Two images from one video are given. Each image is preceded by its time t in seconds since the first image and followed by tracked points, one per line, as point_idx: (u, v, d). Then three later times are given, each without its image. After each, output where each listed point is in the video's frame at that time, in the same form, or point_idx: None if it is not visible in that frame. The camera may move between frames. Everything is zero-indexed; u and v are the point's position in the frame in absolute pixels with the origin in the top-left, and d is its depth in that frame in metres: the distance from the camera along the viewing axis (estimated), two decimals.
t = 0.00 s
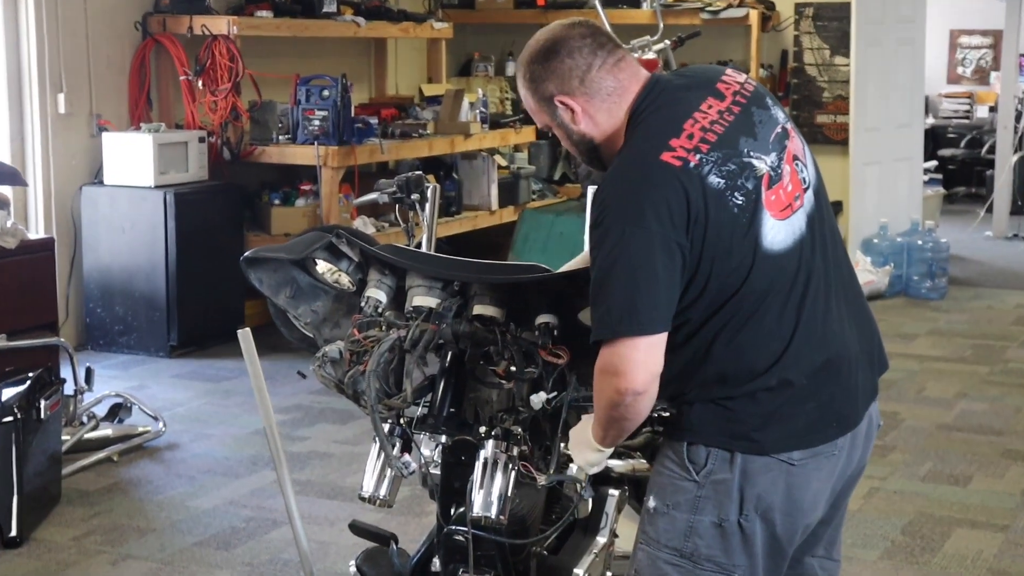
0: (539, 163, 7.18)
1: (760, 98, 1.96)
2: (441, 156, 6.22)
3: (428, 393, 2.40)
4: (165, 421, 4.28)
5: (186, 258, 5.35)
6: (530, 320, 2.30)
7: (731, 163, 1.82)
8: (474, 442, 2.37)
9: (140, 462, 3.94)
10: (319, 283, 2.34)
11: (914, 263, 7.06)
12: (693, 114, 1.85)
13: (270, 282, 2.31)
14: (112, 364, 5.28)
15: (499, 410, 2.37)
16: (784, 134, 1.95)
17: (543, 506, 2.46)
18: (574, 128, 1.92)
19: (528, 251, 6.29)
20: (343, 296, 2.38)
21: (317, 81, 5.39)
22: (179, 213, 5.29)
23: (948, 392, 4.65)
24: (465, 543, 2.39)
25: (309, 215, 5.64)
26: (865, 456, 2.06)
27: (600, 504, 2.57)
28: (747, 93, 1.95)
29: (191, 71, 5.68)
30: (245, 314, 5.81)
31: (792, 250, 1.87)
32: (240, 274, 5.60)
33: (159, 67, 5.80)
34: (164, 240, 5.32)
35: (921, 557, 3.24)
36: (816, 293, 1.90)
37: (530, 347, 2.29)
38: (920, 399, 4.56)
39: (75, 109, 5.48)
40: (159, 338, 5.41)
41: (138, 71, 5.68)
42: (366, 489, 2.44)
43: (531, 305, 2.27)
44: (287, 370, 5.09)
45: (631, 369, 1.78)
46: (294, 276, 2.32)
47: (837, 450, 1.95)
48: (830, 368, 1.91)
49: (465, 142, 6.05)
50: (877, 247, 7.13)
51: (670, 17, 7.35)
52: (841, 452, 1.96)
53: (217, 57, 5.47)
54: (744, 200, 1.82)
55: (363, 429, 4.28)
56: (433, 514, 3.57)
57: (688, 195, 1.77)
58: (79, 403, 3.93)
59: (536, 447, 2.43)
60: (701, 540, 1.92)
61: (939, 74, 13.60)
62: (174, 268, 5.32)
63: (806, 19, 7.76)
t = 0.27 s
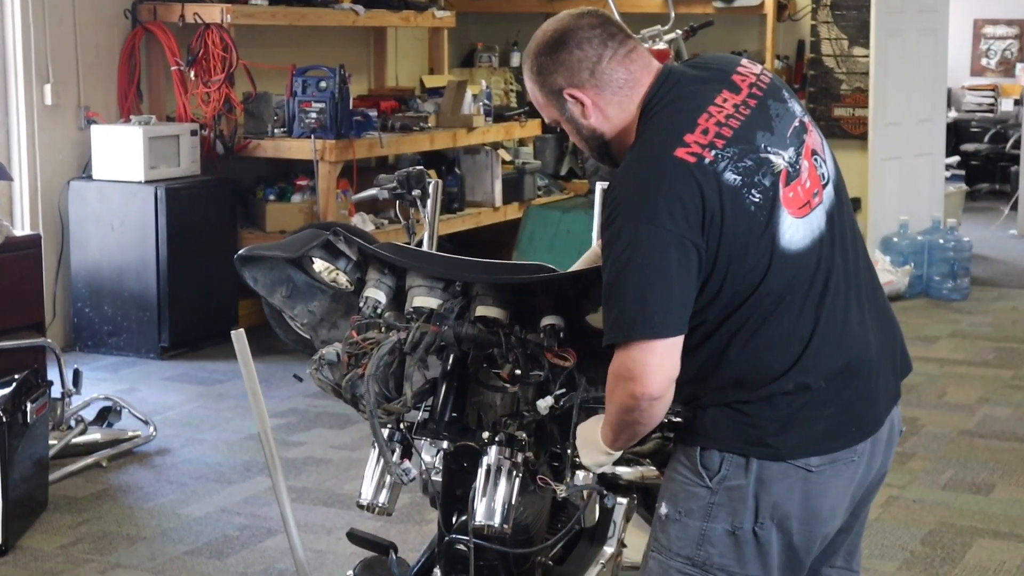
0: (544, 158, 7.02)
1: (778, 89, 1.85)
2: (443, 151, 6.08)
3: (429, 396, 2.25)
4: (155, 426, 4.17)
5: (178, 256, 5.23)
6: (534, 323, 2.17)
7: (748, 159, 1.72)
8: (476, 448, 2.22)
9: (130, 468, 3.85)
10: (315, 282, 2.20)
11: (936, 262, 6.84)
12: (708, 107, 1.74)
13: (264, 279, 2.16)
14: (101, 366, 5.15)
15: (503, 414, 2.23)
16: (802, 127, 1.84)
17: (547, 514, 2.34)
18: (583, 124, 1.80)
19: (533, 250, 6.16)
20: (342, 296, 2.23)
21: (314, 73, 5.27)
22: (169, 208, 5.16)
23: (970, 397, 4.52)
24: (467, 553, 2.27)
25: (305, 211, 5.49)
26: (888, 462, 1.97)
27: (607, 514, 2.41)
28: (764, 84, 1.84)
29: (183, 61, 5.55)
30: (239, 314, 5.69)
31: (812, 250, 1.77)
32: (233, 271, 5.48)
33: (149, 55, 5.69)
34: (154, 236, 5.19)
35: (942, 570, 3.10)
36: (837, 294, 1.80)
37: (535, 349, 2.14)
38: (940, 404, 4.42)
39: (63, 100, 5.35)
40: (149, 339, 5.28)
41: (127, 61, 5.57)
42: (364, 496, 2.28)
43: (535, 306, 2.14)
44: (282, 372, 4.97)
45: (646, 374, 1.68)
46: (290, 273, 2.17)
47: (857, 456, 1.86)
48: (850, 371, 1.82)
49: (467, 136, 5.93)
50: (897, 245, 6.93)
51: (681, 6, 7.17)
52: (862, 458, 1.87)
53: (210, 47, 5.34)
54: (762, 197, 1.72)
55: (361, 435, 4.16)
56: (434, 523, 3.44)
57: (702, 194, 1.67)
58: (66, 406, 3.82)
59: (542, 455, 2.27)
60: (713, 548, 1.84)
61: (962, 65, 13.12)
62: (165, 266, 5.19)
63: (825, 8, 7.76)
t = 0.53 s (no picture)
0: (548, 154, 6.91)
1: (793, 84, 1.76)
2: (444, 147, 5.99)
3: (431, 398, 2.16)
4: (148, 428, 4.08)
5: (172, 255, 5.14)
6: (543, 326, 2.10)
7: (768, 159, 1.62)
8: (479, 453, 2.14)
9: (121, 471, 3.76)
10: (316, 274, 2.09)
11: (950, 262, 6.75)
12: (726, 103, 1.65)
13: (263, 268, 2.06)
14: (91, 367, 5.06)
15: (506, 417, 2.14)
16: (820, 123, 1.75)
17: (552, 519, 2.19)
18: (594, 122, 1.69)
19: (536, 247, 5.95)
20: (342, 291, 2.12)
21: (312, 66, 5.18)
22: (163, 205, 5.07)
23: (986, 401, 4.42)
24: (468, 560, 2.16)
25: (302, 208, 5.38)
26: (905, 464, 1.87)
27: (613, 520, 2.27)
28: (779, 79, 1.74)
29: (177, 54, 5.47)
30: (234, 314, 5.59)
31: (833, 254, 1.69)
32: (228, 271, 5.39)
33: (142, 47, 5.60)
34: (147, 234, 5.10)
35: None
36: (857, 296, 1.72)
37: (542, 353, 2.08)
38: (955, 408, 4.33)
39: (53, 93, 5.27)
40: (142, 340, 5.18)
41: (120, 54, 5.48)
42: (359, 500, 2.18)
43: (543, 311, 2.07)
44: (278, 373, 4.88)
45: (671, 380, 1.58)
46: (290, 265, 2.07)
47: (874, 459, 1.77)
48: (869, 375, 1.73)
49: (468, 131, 5.84)
50: (910, 245, 6.82)
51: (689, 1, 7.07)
52: (879, 462, 1.78)
53: (205, 39, 5.24)
54: (783, 199, 1.63)
55: (359, 438, 4.06)
56: (434, 529, 3.34)
57: (722, 196, 1.58)
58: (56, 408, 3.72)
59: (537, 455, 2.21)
60: (723, 553, 1.76)
61: (979, 60, 12.65)
62: (157, 265, 5.09)
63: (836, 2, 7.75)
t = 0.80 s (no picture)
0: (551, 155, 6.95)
1: (797, 86, 1.73)
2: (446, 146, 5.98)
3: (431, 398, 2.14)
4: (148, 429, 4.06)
5: (172, 254, 5.12)
6: (542, 323, 2.09)
7: (773, 165, 1.61)
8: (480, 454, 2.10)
9: (121, 472, 3.75)
10: (314, 279, 2.07)
11: (955, 262, 6.69)
12: (729, 107, 1.63)
13: (261, 276, 2.05)
14: (91, 367, 5.05)
15: (508, 417, 2.12)
16: (823, 124, 1.73)
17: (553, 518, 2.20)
18: (600, 131, 1.67)
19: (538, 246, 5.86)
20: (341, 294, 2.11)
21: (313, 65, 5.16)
22: (163, 204, 5.05)
23: (991, 402, 4.41)
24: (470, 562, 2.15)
25: (303, 208, 5.38)
26: (908, 464, 1.86)
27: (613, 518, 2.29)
28: (782, 82, 1.72)
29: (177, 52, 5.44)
30: (235, 314, 5.57)
31: (838, 259, 1.67)
32: (229, 270, 5.37)
33: (142, 46, 5.58)
34: (147, 234, 5.08)
35: None
36: (863, 300, 1.70)
37: (541, 349, 2.08)
38: (960, 408, 4.32)
39: (53, 92, 5.25)
40: (142, 340, 5.17)
41: (120, 52, 5.46)
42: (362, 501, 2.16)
43: (541, 308, 2.06)
44: (280, 374, 4.87)
45: (677, 387, 1.57)
46: (288, 270, 2.06)
47: (877, 461, 1.75)
48: (874, 379, 1.71)
49: (470, 131, 5.81)
50: (915, 244, 6.83)
51: None
52: (882, 463, 1.76)
53: (205, 37, 5.22)
54: (788, 206, 1.61)
55: (360, 439, 4.05)
56: (434, 530, 3.33)
57: (728, 204, 1.56)
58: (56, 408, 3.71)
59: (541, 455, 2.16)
60: (727, 555, 1.75)
61: (983, 58, 12.58)
62: (158, 265, 5.08)
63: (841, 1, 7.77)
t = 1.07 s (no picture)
0: (566, 157, 6.96)
1: (816, 92, 1.72)
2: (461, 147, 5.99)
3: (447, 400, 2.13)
4: (164, 430, 4.08)
5: (187, 255, 5.13)
6: (556, 324, 2.06)
7: (795, 176, 1.60)
8: (495, 454, 2.08)
9: (137, 472, 3.76)
10: (329, 283, 2.08)
11: (972, 266, 6.71)
12: (750, 117, 1.62)
13: (278, 281, 2.05)
14: (108, 367, 5.07)
15: (522, 419, 2.13)
16: (844, 131, 1.71)
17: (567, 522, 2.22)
18: (621, 140, 1.66)
19: (554, 249, 5.89)
20: (355, 296, 2.11)
21: (329, 66, 5.17)
22: (179, 205, 5.07)
23: (1007, 405, 4.39)
24: (485, 563, 2.14)
25: (318, 209, 5.39)
26: (926, 470, 1.85)
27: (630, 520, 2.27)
28: (802, 88, 1.71)
29: (194, 54, 5.45)
30: (250, 315, 5.58)
31: (859, 269, 1.66)
32: (244, 271, 5.38)
33: (159, 48, 5.59)
34: (163, 235, 5.10)
35: None
36: (883, 310, 1.70)
37: (554, 346, 2.05)
38: (976, 412, 4.30)
39: (70, 94, 5.26)
40: (158, 341, 5.18)
41: (137, 52, 5.48)
42: (378, 502, 2.15)
43: (554, 307, 2.03)
44: (294, 375, 4.87)
45: (700, 398, 1.57)
46: (303, 274, 2.06)
47: (895, 467, 1.75)
48: (894, 387, 1.71)
49: (485, 132, 5.82)
50: (931, 247, 6.82)
51: None
52: (899, 469, 1.76)
53: (222, 39, 5.25)
54: (810, 216, 1.60)
55: (375, 440, 4.06)
56: (450, 532, 3.33)
57: (750, 217, 1.55)
58: (73, 408, 3.73)
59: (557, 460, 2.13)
60: (742, 560, 1.75)
61: (1001, 60, 12.53)
62: (174, 266, 5.09)
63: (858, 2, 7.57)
